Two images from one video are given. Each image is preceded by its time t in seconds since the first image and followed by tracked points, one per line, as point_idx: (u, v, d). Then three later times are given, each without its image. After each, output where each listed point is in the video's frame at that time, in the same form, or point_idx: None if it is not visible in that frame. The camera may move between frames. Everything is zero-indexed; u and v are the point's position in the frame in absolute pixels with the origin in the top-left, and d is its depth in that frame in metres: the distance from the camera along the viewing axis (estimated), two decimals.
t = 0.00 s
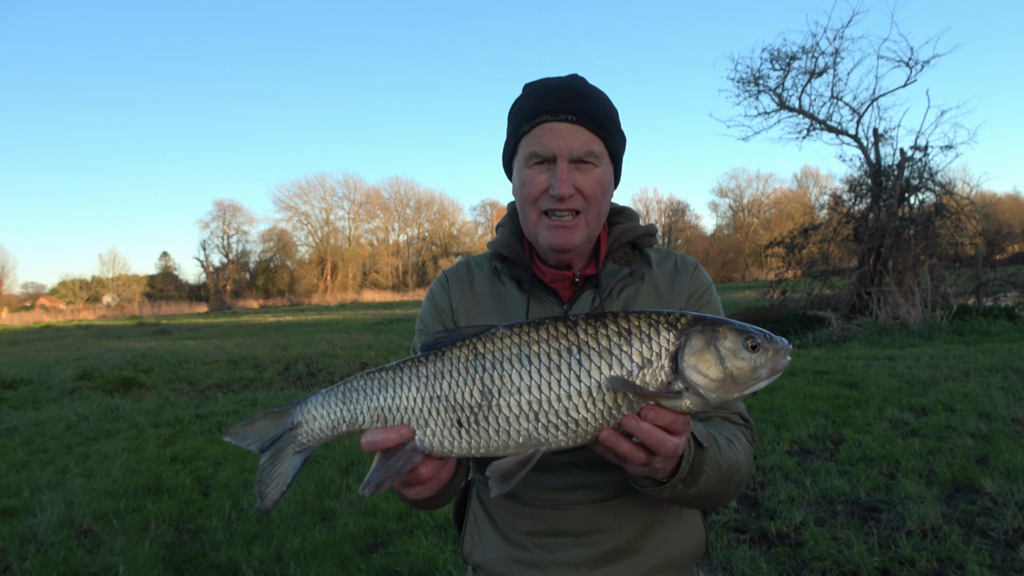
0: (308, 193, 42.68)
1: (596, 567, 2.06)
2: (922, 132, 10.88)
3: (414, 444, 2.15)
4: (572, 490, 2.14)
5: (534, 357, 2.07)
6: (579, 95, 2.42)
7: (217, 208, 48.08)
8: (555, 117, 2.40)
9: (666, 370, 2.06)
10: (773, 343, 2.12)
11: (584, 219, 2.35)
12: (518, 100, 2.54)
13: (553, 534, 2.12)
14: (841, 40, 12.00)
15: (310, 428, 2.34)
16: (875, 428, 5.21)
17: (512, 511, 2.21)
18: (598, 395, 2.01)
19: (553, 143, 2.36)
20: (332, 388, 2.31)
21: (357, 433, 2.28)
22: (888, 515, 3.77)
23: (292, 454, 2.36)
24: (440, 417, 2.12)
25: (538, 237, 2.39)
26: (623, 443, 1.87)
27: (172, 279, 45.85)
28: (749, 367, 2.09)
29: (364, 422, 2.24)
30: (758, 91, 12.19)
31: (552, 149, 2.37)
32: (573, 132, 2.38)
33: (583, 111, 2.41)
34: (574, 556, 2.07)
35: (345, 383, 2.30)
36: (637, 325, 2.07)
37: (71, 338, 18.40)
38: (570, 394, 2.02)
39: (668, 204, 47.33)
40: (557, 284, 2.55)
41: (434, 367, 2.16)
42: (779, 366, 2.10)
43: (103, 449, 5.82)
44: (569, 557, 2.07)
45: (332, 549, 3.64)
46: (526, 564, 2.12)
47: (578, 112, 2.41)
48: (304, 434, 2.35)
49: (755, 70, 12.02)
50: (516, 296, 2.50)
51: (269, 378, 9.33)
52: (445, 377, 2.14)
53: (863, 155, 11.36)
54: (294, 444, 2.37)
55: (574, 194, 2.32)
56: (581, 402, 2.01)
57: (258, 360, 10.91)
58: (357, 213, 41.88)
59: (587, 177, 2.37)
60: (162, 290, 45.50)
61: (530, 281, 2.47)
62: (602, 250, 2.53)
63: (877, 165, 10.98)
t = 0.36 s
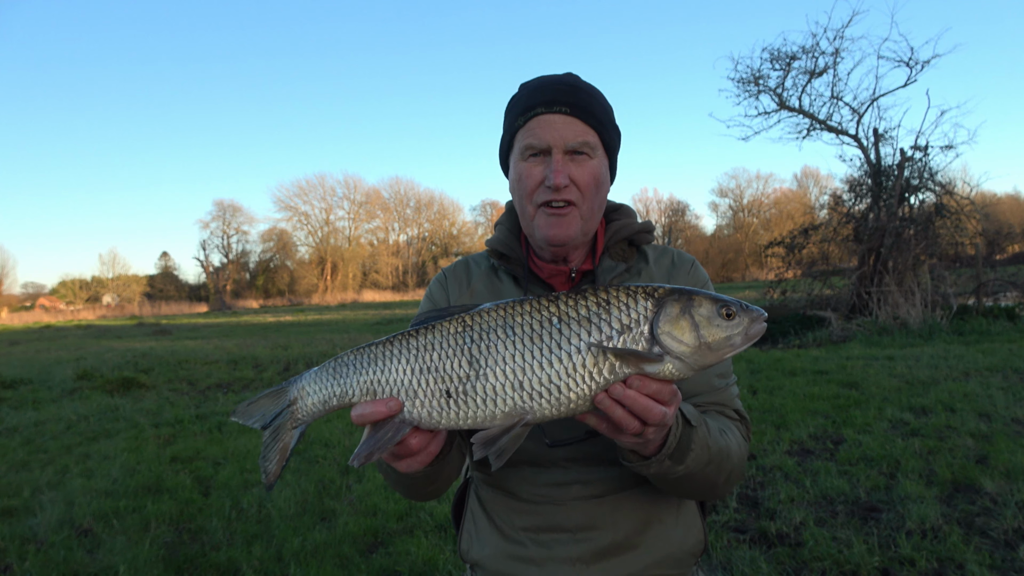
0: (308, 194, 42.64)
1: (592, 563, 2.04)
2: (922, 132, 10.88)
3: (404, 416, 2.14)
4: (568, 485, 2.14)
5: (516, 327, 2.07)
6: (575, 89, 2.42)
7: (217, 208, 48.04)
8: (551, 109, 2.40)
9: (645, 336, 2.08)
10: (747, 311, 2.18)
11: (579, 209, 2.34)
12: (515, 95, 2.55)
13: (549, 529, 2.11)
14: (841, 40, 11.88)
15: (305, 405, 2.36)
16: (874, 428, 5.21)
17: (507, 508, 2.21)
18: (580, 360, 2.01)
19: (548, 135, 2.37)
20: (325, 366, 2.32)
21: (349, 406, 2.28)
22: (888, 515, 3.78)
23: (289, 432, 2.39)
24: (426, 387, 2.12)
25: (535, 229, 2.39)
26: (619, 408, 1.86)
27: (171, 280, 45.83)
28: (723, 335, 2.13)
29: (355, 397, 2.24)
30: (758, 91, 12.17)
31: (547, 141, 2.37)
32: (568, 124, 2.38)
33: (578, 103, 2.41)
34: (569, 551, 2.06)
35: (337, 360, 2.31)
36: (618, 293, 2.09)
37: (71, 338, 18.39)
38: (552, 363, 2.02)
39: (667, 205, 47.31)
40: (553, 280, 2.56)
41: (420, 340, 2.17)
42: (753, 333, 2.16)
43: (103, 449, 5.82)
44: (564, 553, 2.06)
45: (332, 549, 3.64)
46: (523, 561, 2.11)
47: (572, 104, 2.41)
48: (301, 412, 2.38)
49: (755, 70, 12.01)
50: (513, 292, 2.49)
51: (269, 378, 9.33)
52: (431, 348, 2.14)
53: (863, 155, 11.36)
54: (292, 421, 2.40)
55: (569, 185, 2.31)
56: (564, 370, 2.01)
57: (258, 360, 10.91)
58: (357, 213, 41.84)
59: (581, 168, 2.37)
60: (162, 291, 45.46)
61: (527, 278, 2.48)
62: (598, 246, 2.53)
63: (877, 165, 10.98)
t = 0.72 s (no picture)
0: (308, 194, 42.61)
1: (591, 560, 2.04)
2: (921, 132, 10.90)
3: (415, 404, 2.15)
4: (568, 485, 2.14)
5: (530, 326, 2.08)
6: (585, 92, 2.42)
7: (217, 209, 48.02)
8: (561, 113, 2.39)
9: (659, 340, 2.08)
10: (760, 315, 2.18)
11: (587, 213, 2.34)
12: (525, 98, 2.54)
13: (548, 528, 2.11)
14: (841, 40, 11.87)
15: (314, 376, 2.37)
16: (874, 428, 5.21)
17: (507, 506, 2.21)
18: (594, 362, 2.02)
19: (558, 138, 2.36)
20: (340, 340, 2.33)
21: (360, 386, 2.29)
22: (888, 515, 3.78)
23: (296, 400, 2.40)
24: (440, 378, 2.12)
25: (540, 231, 2.39)
26: (629, 407, 1.87)
27: (171, 280, 45.82)
28: (736, 340, 2.14)
29: (367, 379, 2.25)
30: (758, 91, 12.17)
31: (557, 145, 2.37)
32: (578, 128, 2.38)
33: (588, 107, 2.41)
34: (569, 548, 2.06)
35: (352, 337, 2.32)
36: (632, 296, 2.10)
37: (71, 338, 18.39)
38: (566, 363, 2.03)
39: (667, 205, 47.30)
40: (558, 281, 2.53)
41: (435, 331, 2.18)
42: (765, 340, 2.17)
43: (103, 449, 5.82)
44: (564, 551, 2.06)
45: (332, 549, 3.64)
46: (523, 558, 2.10)
47: (583, 108, 2.41)
48: (309, 382, 2.38)
49: (755, 70, 12.01)
50: (517, 290, 2.48)
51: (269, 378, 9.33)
52: (446, 340, 2.15)
53: (863, 155, 11.36)
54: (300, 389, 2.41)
55: (578, 189, 2.31)
56: (577, 370, 2.02)
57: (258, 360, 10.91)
58: (356, 213, 41.80)
59: (590, 173, 2.37)
60: (161, 291, 45.45)
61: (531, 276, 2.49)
62: (604, 247, 2.54)
63: (877, 165, 10.98)
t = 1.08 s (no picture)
0: (308, 193, 42.62)
1: (592, 560, 2.05)
2: (921, 133, 10.91)
3: (429, 400, 2.14)
4: (569, 484, 2.14)
5: (546, 319, 2.08)
6: (592, 95, 2.41)
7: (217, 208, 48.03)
8: (568, 116, 2.38)
9: (678, 332, 2.09)
10: (772, 308, 2.21)
11: (594, 217, 2.36)
12: (530, 100, 2.52)
13: (550, 527, 2.11)
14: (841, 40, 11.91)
15: (322, 375, 2.37)
16: (874, 428, 5.22)
17: (508, 505, 2.21)
18: (612, 354, 2.03)
19: (566, 142, 2.35)
20: (350, 337, 2.34)
21: (371, 384, 2.29)
22: (888, 515, 3.78)
23: (302, 400, 2.40)
24: (456, 372, 2.12)
25: (546, 236, 2.40)
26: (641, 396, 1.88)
27: (171, 280, 45.84)
28: (749, 331, 2.17)
29: (379, 376, 2.25)
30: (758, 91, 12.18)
31: (565, 149, 2.36)
32: (585, 132, 2.37)
33: (596, 111, 2.40)
34: (570, 547, 2.06)
35: (363, 334, 2.32)
36: (648, 289, 2.10)
37: (70, 338, 18.40)
38: (583, 355, 2.04)
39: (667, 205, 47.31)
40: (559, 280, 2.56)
41: (450, 325, 2.17)
42: (777, 332, 2.20)
43: (103, 449, 5.82)
44: (565, 551, 2.06)
45: (332, 549, 3.64)
46: (523, 558, 2.10)
47: (591, 112, 2.40)
48: (317, 381, 2.39)
49: (755, 70, 12.02)
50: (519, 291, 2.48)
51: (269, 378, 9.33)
52: (461, 335, 2.14)
53: (863, 155, 11.37)
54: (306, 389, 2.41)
55: (585, 194, 2.31)
56: (595, 362, 2.03)
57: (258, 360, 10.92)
58: (356, 213, 41.79)
59: (597, 177, 2.37)
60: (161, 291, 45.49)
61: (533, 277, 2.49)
62: (605, 249, 2.56)
63: (877, 165, 10.99)
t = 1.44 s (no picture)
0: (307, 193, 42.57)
1: (589, 565, 2.05)
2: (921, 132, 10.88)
3: (427, 405, 2.15)
4: (565, 491, 2.15)
5: (542, 324, 2.08)
6: (583, 118, 2.40)
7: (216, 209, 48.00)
8: (560, 141, 2.36)
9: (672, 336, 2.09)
10: (767, 309, 2.20)
11: (590, 239, 2.38)
12: (519, 128, 2.47)
13: (547, 532, 2.12)
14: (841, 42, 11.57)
15: (320, 379, 2.37)
16: (874, 428, 5.22)
17: (507, 511, 2.21)
18: (607, 358, 2.03)
19: (560, 169, 2.34)
20: (348, 342, 2.33)
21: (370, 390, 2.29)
22: (888, 515, 3.78)
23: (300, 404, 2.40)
24: (453, 377, 2.12)
25: (545, 258, 2.42)
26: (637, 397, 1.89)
27: (171, 279, 45.81)
28: (744, 333, 2.16)
29: (376, 381, 2.25)
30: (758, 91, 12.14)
31: (560, 175, 2.35)
32: (579, 157, 2.36)
33: (588, 135, 2.39)
34: (568, 553, 2.06)
35: (360, 340, 2.32)
36: (643, 293, 2.10)
37: (70, 338, 18.38)
38: (579, 360, 2.04)
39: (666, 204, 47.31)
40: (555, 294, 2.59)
41: (447, 330, 2.17)
42: (773, 333, 2.19)
43: (103, 449, 5.82)
44: (562, 556, 2.06)
45: (332, 548, 3.64)
46: (521, 563, 2.10)
47: (583, 136, 2.39)
48: (315, 385, 2.38)
49: (755, 70, 11.98)
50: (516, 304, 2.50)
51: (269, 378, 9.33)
52: (457, 340, 2.14)
53: (863, 155, 11.35)
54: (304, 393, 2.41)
55: (582, 218, 2.32)
56: (590, 366, 2.03)
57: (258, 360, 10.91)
58: (356, 212, 41.72)
59: (592, 199, 2.37)
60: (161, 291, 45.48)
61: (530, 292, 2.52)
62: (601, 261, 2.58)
63: (877, 165, 10.96)
